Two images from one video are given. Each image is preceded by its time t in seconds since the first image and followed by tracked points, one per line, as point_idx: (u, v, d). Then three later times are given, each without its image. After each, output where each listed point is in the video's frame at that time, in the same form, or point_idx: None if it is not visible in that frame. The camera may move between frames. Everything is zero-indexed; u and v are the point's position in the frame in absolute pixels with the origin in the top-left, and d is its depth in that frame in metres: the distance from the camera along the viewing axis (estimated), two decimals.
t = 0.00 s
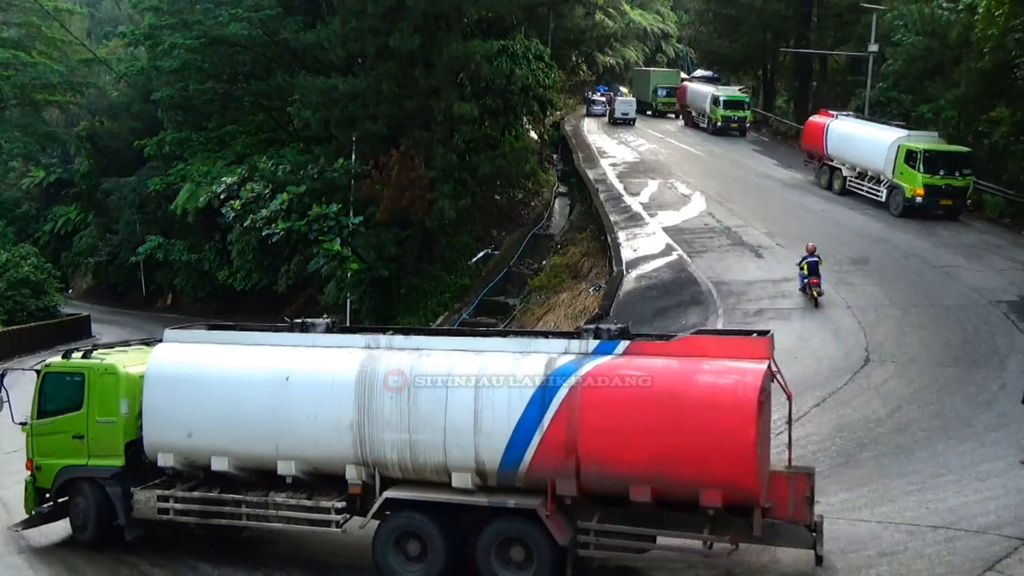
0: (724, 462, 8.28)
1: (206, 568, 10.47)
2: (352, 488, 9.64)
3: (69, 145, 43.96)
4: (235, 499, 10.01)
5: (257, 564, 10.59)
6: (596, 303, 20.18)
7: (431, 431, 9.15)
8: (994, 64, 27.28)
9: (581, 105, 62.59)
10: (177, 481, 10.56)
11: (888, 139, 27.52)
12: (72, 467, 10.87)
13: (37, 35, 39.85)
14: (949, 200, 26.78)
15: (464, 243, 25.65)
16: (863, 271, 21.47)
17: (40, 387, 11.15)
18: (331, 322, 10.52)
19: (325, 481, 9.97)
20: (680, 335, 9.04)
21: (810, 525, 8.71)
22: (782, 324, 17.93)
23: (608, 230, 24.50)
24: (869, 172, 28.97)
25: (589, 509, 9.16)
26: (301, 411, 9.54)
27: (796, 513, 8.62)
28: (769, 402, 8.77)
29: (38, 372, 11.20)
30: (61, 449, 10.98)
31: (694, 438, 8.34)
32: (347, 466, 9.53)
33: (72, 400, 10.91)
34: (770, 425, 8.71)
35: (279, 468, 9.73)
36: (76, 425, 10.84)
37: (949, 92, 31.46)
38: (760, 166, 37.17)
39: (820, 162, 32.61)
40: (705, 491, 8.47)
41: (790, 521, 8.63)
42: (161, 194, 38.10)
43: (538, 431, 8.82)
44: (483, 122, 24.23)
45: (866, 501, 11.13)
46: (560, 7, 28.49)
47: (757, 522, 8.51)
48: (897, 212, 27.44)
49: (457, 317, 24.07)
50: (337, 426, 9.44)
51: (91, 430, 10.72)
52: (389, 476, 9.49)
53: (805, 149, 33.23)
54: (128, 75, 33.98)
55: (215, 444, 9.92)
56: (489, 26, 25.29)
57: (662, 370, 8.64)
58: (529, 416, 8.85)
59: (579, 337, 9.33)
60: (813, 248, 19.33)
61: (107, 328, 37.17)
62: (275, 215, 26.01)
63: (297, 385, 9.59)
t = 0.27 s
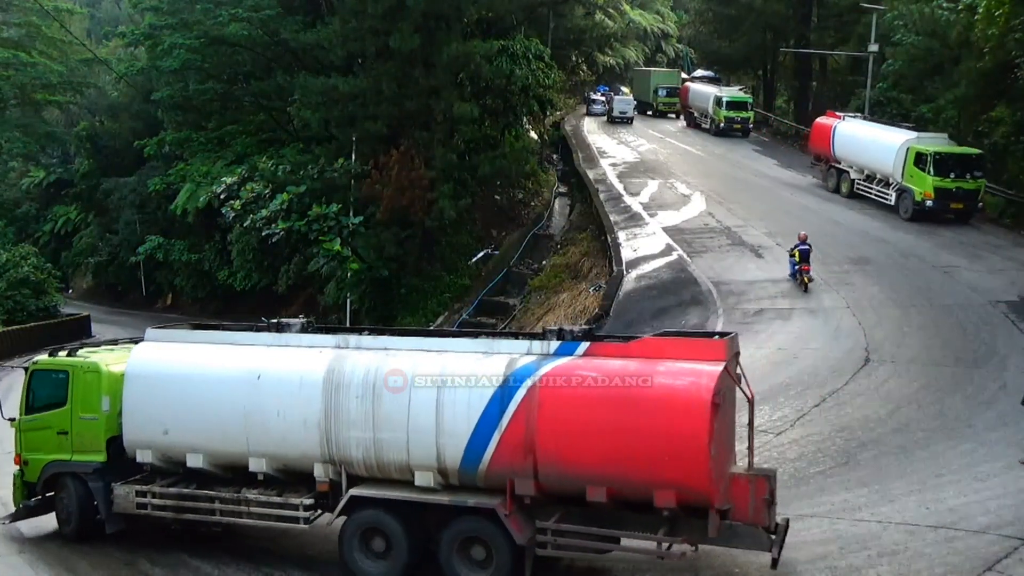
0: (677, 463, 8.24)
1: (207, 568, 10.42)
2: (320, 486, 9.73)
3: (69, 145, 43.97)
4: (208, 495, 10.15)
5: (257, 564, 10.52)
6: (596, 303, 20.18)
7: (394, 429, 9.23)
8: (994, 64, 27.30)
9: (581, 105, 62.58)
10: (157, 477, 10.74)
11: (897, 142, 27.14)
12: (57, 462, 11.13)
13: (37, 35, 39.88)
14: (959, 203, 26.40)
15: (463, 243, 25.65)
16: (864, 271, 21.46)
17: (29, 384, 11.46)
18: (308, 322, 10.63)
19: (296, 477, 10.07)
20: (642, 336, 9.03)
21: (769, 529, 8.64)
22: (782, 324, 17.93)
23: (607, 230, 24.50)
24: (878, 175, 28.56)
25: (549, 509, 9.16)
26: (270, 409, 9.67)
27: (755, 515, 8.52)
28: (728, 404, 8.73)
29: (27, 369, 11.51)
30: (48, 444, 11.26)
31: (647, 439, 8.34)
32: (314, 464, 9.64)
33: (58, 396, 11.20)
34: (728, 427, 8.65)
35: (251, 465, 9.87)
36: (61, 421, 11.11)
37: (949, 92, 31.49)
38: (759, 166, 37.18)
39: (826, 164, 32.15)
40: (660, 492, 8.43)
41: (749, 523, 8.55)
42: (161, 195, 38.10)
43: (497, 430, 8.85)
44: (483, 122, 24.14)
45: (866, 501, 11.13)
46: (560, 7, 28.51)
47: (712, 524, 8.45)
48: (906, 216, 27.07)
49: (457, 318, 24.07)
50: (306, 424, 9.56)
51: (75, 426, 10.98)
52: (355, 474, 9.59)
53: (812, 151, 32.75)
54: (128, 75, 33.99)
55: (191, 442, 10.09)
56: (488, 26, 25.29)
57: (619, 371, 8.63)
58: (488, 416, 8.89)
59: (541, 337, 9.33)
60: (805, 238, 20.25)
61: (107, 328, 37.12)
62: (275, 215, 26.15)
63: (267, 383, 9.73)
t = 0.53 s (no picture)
0: (629, 461, 8.24)
1: (206, 568, 10.32)
2: (290, 482, 9.88)
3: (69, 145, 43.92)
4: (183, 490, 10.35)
5: (257, 562, 10.44)
6: (596, 303, 20.16)
7: (359, 427, 9.33)
8: (994, 64, 27.33)
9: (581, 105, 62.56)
10: (142, 471, 10.98)
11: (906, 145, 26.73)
12: (44, 456, 11.36)
13: (37, 35, 39.89)
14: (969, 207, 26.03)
15: (463, 243, 25.67)
16: (863, 271, 21.47)
17: (19, 380, 11.71)
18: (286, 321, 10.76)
19: (269, 473, 10.21)
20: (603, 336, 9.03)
21: (727, 529, 8.58)
22: (783, 324, 17.94)
23: (607, 229, 24.51)
24: (887, 178, 28.11)
25: (510, 507, 9.18)
26: (242, 406, 9.86)
27: (715, 516, 8.56)
28: (685, 403, 8.70)
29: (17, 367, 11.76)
30: (37, 439, 11.50)
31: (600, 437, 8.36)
32: (285, 460, 9.77)
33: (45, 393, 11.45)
34: (685, 427, 8.62)
35: (225, 460, 10.05)
36: (48, 417, 11.34)
37: (949, 92, 31.53)
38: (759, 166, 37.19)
39: (832, 166, 31.67)
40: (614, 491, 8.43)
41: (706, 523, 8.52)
42: (161, 195, 38.08)
43: (457, 429, 8.92)
44: (483, 122, 23.95)
45: (867, 501, 11.13)
46: (560, 7, 28.54)
47: (666, 524, 8.43)
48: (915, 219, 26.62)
49: (457, 317, 24.13)
50: (276, 421, 9.72)
51: (61, 422, 11.22)
52: (323, 471, 9.70)
53: (819, 152, 32.31)
54: (128, 74, 33.97)
55: (168, 438, 10.29)
56: (489, 26, 25.30)
57: (575, 370, 8.66)
58: (448, 415, 8.96)
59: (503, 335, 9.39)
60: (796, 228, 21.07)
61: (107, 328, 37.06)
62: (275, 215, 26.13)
63: (240, 380, 9.91)
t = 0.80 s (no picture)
0: (588, 460, 8.23)
1: (206, 568, 10.28)
2: (266, 479, 10.03)
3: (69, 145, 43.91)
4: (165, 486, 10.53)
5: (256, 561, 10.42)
6: (596, 302, 20.17)
7: (331, 425, 9.43)
8: (994, 64, 27.29)
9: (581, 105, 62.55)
10: (128, 467, 11.18)
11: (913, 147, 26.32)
12: (36, 452, 11.60)
13: (37, 35, 39.89)
14: (978, 210, 25.55)
15: (463, 243, 25.70)
16: (864, 271, 21.47)
17: (11, 378, 11.97)
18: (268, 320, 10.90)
19: (247, 470, 10.37)
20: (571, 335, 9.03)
21: (691, 528, 8.57)
22: (783, 324, 17.94)
23: (607, 229, 24.51)
24: (895, 180, 27.66)
25: (479, 505, 9.21)
26: (220, 404, 10.01)
27: (680, 515, 8.56)
28: (650, 402, 8.68)
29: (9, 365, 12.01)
30: (28, 436, 11.74)
31: (561, 436, 8.35)
32: (261, 457, 9.92)
33: (36, 391, 11.69)
34: (649, 426, 8.59)
35: (205, 457, 10.21)
36: (39, 414, 11.58)
37: (949, 92, 31.55)
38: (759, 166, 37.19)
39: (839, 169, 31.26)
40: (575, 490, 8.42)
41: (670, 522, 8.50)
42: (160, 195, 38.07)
43: (424, 427, 8.97)
44: (484, 122, 23.97)
45: (867, 501, 11.12)
46: (560, 7, 28.54)
47: (627, 523, 8.41)
48: (923, 223, 26.10)
49: (456, 317, 24.18)
50: (252, 418, 9.86)
51: (51, 419, 11.46)
52: (298, 467, 9.81)
53: (825, 155, 31.99)
54: (127, 74, 33.95)
55: (150, 435, 10.47)
56: (489, 27, 25.30)
57: (539, 370, 8.68)
58: (416, 413, 9.03)
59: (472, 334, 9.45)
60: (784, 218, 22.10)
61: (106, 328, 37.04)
62: (275, 214, 26.12)
63: (219, 379, 10.06)
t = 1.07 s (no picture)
0: (543, 460, 8.28)
1: (206, 569, 10.25)
2: (240, 475, 10.23)
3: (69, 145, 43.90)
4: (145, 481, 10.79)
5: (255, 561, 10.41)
6: (596, 302, 20.17)
7: (300, 422, 9.58)
8: (994, 64, 27.26)
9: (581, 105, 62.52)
10: (113, 462, 11.47)
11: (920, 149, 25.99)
12: (27, 447, 11.98)
13: (37, 35, 39.90)
14: (987, 214, 25.19)
15: (464, 243, 25.74)
16: (864, 271, 21.45)
17: (5, 376, 12.39)
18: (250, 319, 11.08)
19: (224, 466, 10.58)
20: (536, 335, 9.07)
21: (649, 528, 8.60)
22: (783, 324, 17.95)
23: (607, 229, 24.51)
24: (902, 183, 27.32)
25: (443, 502, 9.29)
26: (198, 400, 10.22)
27: (639, 514, 8.60)
28: (609, 403, 8.68)
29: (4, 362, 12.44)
30: (20, 431, 12.12)
31: (518, 435, 8.41)
32: (236, 453, 10.12)
33: (28, 388, 12.10)
34: (607, 426, 8.60)
35: (183, 453, 10.45)
36: (31, 410, 11.98)
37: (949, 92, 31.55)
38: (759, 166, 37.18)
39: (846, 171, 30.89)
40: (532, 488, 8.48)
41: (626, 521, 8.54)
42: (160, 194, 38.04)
43: (388, 424, 9.08)
44: (484, 122, 24.06)
45: (868, 501, 11.12)
46: (560, 7, 28.54)
47: (583, 522, 8.46)
48: (930, 227, 25.73)
49: (456, 318, 24.29)
50: (227, 415, 10.05)
51: (43, 415, 11.86)
52: (270, 463, 9.98)
53: (831, 156, 31.64)
54: (127, 73, 33.92)
55: (132, 431, 10.74)
56: (489, 26, 25.29)
57: (499, 368, 8.74)
58: (381, 410, 9.13)
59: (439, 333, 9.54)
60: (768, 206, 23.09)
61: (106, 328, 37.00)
62: (275, 215, 26.09)
63: (196, 376, 10.27)
